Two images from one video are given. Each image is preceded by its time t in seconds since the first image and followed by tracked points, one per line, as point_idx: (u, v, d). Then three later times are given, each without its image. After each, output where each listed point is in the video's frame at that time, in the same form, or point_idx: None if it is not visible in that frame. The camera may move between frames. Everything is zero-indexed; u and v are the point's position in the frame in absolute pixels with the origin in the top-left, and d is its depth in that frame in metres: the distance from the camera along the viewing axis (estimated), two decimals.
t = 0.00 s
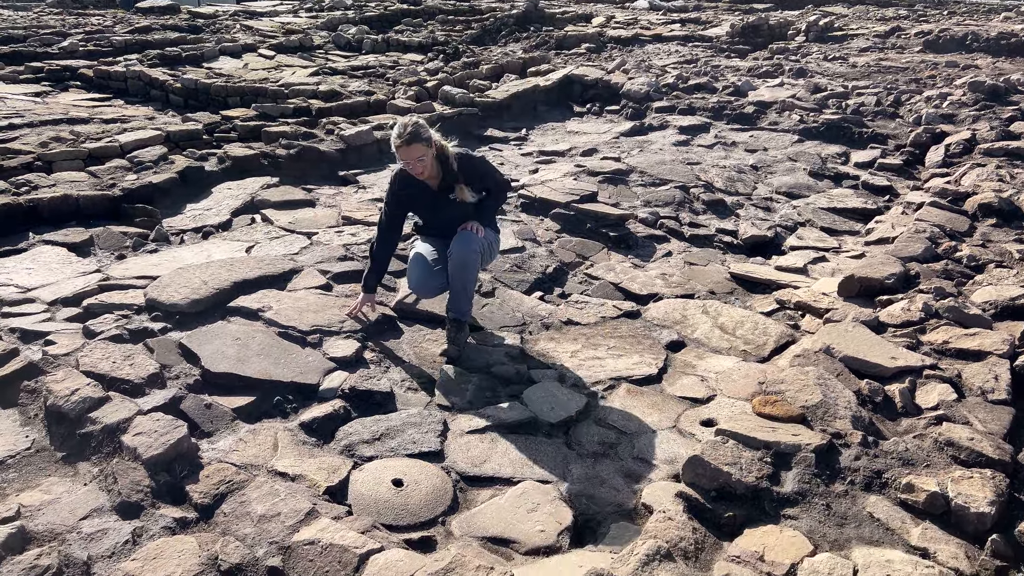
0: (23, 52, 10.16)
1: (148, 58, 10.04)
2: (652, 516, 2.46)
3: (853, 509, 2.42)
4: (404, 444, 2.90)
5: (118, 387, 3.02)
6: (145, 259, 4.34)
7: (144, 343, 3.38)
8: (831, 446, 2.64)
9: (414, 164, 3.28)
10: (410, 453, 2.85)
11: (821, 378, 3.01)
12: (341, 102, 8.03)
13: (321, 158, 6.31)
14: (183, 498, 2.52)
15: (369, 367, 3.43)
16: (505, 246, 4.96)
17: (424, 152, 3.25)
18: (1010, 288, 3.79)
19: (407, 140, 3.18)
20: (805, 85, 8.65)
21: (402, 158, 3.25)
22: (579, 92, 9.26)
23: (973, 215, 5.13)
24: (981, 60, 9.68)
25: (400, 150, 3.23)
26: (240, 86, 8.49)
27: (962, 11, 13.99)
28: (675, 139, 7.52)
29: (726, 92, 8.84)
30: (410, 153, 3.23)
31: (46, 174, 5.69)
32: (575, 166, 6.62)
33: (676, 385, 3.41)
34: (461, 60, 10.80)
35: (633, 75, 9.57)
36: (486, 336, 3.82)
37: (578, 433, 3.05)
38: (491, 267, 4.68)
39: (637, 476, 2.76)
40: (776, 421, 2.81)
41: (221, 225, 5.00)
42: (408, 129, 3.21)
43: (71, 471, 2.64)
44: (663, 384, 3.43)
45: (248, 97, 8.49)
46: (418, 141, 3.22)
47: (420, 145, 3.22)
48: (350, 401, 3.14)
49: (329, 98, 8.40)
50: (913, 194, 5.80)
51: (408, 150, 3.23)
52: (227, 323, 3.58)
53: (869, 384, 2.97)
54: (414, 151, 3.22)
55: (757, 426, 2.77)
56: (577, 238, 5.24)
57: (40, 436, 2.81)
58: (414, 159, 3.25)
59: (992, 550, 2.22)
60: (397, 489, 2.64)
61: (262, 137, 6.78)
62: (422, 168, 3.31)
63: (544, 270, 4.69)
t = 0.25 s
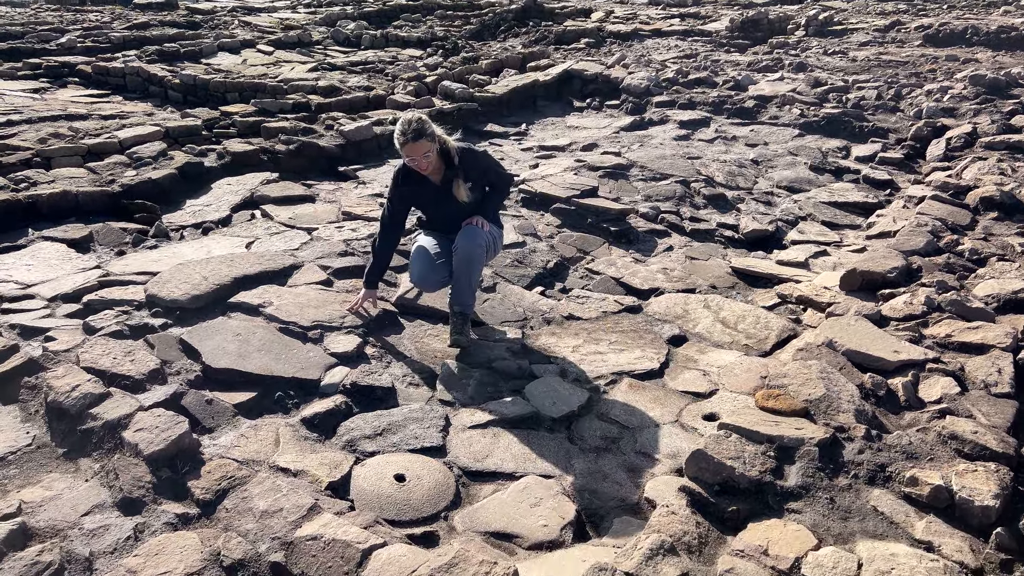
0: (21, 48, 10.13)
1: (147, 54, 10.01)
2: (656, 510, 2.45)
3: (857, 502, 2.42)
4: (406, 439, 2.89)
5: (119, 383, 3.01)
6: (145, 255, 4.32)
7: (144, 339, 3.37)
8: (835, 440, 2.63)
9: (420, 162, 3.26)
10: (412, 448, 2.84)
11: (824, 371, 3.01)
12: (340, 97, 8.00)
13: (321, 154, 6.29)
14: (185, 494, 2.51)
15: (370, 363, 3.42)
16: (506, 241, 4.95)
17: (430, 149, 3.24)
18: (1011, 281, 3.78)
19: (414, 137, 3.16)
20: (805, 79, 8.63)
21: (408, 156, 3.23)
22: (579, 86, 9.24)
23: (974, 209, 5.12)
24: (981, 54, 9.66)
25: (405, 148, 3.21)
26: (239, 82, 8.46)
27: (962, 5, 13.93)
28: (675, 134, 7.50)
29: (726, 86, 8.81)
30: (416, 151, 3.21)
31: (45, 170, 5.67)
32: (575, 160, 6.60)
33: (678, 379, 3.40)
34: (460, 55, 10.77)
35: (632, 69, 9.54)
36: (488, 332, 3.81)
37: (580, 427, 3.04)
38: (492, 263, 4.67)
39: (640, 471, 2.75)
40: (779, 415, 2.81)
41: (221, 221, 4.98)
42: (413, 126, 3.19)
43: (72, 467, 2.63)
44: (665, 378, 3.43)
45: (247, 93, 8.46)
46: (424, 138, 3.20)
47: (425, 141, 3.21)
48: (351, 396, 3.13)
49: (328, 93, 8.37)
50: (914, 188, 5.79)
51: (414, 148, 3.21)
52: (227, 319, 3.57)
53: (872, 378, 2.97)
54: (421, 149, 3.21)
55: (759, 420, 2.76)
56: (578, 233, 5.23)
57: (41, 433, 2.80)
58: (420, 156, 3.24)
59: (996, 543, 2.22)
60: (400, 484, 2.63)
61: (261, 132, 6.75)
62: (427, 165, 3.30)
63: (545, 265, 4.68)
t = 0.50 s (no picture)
0: (19, 45, 10.09)
1: (145, 50, 9.97)
2: (659, 506, 2.45)
3: (860, 497, 2.41)
4: (407, 435, 2.89)
5: (120, 380, 3.00)
6: (145, 252, 4.31)
7: (145, 335, 3.36)
8: (838, 435, 2.62)
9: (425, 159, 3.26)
10: (414, 444, 2.84)
11: (826, 366, 3.01)
12: (339, 93, 7.98)
13: (321, 150, 6.28)
14: (186, 491, 2.50)
15: (371, 359, 3.41)
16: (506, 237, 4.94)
17: (435, 146, 3.24)
18: (1014, 275, 3.78)
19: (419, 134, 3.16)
20: (805, 74, 8.61)
21: (413, 152, 3.23)
22: (579, 82, 9.21)
23: (976, 203, 5.11)
24: (982, 48, 9.63)
25: (410, 145, 3.21)
26: (237, 78, 8.44)
27: None
28: (675, 129, 7.48)
29: (726, 81, 8.79)
30: (421, 147, 3.20)
31: (44, 167, 5.66)
32: (576, 156, 6.59)
33: (679, 374, 3.40)
34: (460, 51, 10.74)
35: (632, 64, 9.51)
36: (490, 328, 3.80)
37: (582, 422, 3.04)
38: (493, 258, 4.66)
39: (643, 466, 2.75)
40: (782, 410, 2.80)
41: (220, 217, 4.97)
42: (419, 123, 3.19)
43: (73, 464, 2.63)
44: (666, 373, 3.42)
45: (246, 89, 8.44)
46: (429, 135, 3.20)
47: (431, 138, 3.20)
48: (352, 392, 3.13)
49: (328, 89, 8.35)
50: (915, 182, 5.78)
51: (419, 145, 3.21)
52: (228, 315, 3.56)
53: (874, 372, 2.96)
54: (427, 145, 3.20)
55: (762, 415, 2.76)
56: (579, 228, 5.22)
57: (42, 430, 2.79)
58: (424, 153, 3.23)
59: (1000, 538, 2.21)
60: (401, 480, 2.62)
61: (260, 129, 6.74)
62: (432, 161, 3.29)
63: (546, 260, 4.67)
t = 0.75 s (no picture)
0: (16, 41, 10.05)
1: (143, 46, 9.93)
2: (661, 502, 2.44)
3: (863, 492, 2.40)
4: (408, 432, 2.88)
5: (119, 377, 2.99)
6: (144, 249, 4.30)
7: (144, 332, 3.34)
8: (840, 430, 2.62)
9: (430, 151, 3.23)
10: (415, 441, 2.83)
11: (828, 361, 3.00)
12: (338, 89, 7.95)
13: (320, 146, 6.26)
14: (187, 488, 2.50)
15: (371, 355, 3.40)
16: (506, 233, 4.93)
17: (442, 138, 3.21)
18: (1016, 269, 3.77)
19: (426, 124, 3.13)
20: (805, 68, 8.58)
21: (420, 143, 3.20)
22: (578, 77, 9.19)
23: (977, 196, 5.10)
24: (981, 42, 9.61)
25: (417, 136, 3.19)
26: (236, 74, 8.41)
27: None
28: (675, 124, 7.46)
29: (726, 76, 8.76)
30: (428, 139, 3.18)
31: (42, 164, 5.64)
32: (575, 151, 6.57)
33: (681, 370, 3.39)
34: (458, 46, 10.71)
35: (632, 59, 9.48)
36: (490, 324, 3.79)
37: (584, 418, 3.03)
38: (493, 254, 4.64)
39: (645, 462, 2.74)
40: (784, 405, 2.79)
41: (220, 214, 4.95)
42: (427, 113, 3.17)
43: (73, 462, 2.62)
44: (668, 368, 3.41)
45: (244, 85, 8.41)
46: (436, 127, 3.18)
47: (439, 130, 3.18)
48: (353, 388, 3.11)
49: (327, 85, 8.33)
50: (916, 176, 5.76)
51: (426, 136, 3.18)
52: (228, 312, 3.55)
53: (877, 367, 2.95)
54: (433, 137, 3.18)
55: (764, 410, 2.75)
56: (579, 224, 5.20)
57: (41, 427, 2.78)
58: (431, 145, 3.21)
59: (1004, 532, 2.20)
60: (403, 477, 2.61)
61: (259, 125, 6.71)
62: (437, 154, 3.26)
63: (546, 256, 4.66)
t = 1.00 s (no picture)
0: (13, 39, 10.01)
1: (141, 44, 9.90)
2: (664, 500, 2.42)
3: (867, 490, 2.39)
4: (408, 430, 2.86)
5: (118, 375, 2.97)
6: (142, 246, 4.28)
7: (143, 330, 3.33)
8: (844, 427, 2.60)
9: (435, 149, 3.20)
10: (415, 439, 2.81)
11: (831, 357, 2.98)
12: (337, 85, 7.92)
13: (319, 143, 6.23)
14: (186, 487, 2.48)
15: (372, 353, 3.38)
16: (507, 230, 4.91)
17: (448, 136, 3.17)
18: (1019, 265, 3.75)
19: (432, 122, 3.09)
20: (806, 64, 8.55)
21: (425, 139, 3.16)
22: (578, 73, 9.16)
23: (979, 191, 5.08)
24: (982, 37, 9.57)
25: (422, 132, 3.15)
26: (235, 71, 8.38)
27: None
28: (676, 119, 7.43)
29: (726, 71, 8.73)
30: (433, 136, 3.14)
31: (40, 161, 5.62)
32: (575, 147, 6.54)
33: (682, 366, 3.37)
34: (458, 43, 10.67)
35: (632, 55, 9.45)
36: (491, 321, 3.77)
37: (585, 416, 3.01)
38: (493, 251, 4.62)
39: (648, 460, 2.73)
40: (787, 402, 2.78)
41: (219, 211, 4.93)
42: (433, 110, 3.12)
43: (72, 461, 2.60)
44: (669, 365, 3.39)
45: (243, 82, 8.39)
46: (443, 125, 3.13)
47: (444, 128, 3.14)
48: (353, 386, 3.10)
49: (326, 82, 8.30)
50: (918, 171, 5.74)
51: (431, 133, 3.14)
52: (227, 310, 3.53)
53: (880, 363, 2.94)
54: (439, 134, 3.14)
55: (767, 407, 2.73)
56: (579, 220, 5.18)
57: (39, 426, 2.76)
58: (436, 143, 3.17)
59: (1010, 529, 2.19)
60: (404, 475, 2.60)
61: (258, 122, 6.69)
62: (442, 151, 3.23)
63: (547, 253, 4.64)
